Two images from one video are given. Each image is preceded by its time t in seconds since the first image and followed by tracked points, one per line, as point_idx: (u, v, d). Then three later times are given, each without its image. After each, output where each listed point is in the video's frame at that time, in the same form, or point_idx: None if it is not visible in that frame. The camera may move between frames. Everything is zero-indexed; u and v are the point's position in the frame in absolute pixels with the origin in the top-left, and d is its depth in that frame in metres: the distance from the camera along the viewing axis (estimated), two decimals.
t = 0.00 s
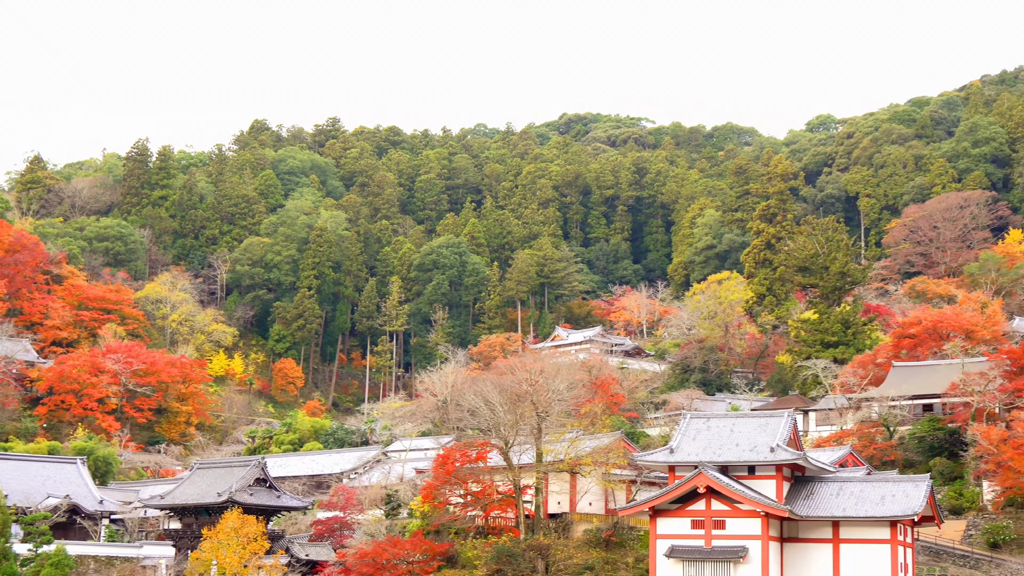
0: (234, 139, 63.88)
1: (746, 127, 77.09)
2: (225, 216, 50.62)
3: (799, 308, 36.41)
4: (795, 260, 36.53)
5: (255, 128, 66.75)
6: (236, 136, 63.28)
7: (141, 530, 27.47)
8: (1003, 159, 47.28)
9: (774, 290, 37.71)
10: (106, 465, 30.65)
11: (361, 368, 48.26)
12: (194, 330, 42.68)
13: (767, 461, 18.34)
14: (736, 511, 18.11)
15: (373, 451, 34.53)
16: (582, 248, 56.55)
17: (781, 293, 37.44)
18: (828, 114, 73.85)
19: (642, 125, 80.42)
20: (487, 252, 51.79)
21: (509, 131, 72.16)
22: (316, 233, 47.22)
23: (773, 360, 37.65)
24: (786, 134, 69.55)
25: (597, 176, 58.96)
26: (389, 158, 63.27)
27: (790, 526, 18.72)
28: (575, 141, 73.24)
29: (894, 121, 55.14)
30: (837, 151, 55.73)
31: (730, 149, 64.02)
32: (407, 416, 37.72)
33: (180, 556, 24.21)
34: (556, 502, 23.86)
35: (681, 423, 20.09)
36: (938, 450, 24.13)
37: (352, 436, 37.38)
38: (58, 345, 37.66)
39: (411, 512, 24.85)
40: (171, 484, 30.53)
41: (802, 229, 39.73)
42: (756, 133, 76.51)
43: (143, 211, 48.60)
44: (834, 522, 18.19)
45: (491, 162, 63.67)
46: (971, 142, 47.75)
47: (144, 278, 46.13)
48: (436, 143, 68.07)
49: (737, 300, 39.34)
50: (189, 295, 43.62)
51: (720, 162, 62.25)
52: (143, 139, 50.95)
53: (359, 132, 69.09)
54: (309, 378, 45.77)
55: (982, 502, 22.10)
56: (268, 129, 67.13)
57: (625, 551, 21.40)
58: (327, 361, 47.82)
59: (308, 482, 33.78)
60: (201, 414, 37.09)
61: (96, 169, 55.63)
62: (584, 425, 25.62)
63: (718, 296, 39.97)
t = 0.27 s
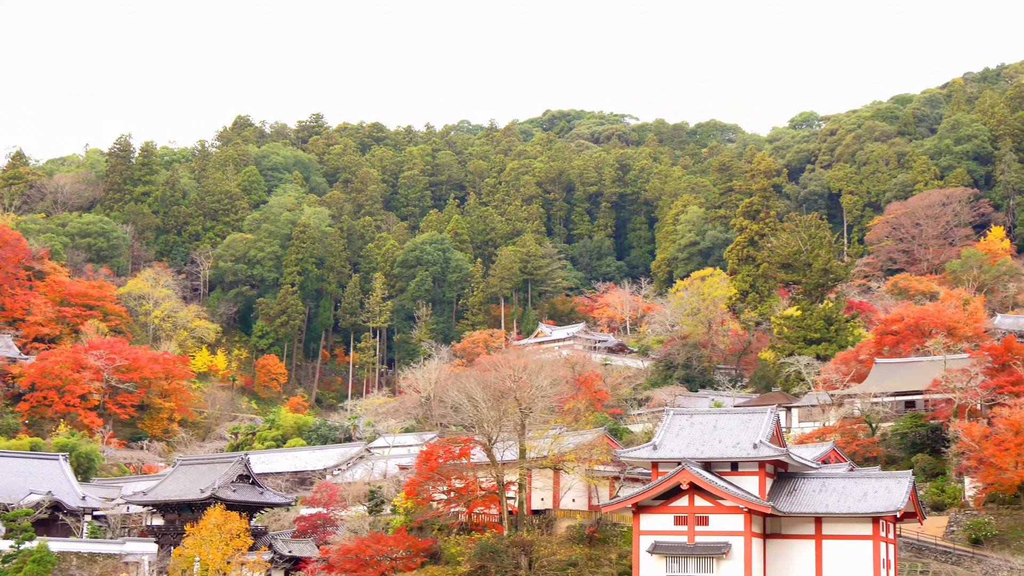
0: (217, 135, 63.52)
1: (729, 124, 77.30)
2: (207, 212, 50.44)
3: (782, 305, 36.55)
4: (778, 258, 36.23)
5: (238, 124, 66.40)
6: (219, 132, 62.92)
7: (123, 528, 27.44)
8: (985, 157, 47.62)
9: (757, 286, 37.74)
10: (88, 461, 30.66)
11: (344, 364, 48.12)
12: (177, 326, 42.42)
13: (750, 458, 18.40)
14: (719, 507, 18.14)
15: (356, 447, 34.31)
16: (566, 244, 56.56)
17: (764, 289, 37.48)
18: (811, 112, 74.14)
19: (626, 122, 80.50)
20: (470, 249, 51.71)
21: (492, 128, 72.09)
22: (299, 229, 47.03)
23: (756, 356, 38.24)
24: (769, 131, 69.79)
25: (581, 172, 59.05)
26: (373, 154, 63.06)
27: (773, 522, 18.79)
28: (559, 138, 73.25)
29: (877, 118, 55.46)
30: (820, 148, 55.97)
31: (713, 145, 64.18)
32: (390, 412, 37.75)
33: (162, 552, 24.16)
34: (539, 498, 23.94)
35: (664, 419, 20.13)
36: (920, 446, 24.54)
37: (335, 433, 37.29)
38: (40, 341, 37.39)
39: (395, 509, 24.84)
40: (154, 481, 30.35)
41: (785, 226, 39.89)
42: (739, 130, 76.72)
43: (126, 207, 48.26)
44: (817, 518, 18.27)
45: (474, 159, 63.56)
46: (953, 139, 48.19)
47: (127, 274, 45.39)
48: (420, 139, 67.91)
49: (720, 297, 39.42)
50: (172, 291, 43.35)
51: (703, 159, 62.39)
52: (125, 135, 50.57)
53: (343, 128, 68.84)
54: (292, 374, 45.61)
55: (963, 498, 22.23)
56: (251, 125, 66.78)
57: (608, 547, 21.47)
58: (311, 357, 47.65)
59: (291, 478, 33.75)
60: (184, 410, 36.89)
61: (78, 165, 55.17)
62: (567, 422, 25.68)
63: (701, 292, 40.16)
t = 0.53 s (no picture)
0: (200, 131, 63.19)
1: (713, 121, 77.50)
2: (190, 208, 50.12)
3: (765, 302, 36.69)
4: (761, 254, 36.26)
5: (221, 120, 66.05)
6: (202, 128, 62.58)
7: (105, 525, 27.19)
8: (967, 155, 47.97)
9: (741, 283, 38.45)
10: (70, 458, 30.30)
11: (327, 361, 47.98)
12: (159, 323, 42.18)
13: (732, 455, 18.47)
14: (702, 504, 18.18)
15: (339, 444, 34.23)
16: (549, 241, 56.58)
17: (747, 286, 38.14)
18: (794, 109, 74.45)
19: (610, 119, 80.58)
20: (454, 246, 51.64)
21: (476, 125, 72.01)
22: (282, 226, 46.86)
23: (739, 353, 37.95)
24: (752, 129, 70.02)
25: (564, 169, 59.16)
26: (356, 151, 62.87)
27: (756, 519, 18.86)
28: (542, 135, 73.24)
29: (859, 116, 55.81)
30: (803, 146, 56.20)
31: (697, 143, 64.33)
32: (374, 409, 38.04)
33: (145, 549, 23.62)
34: (523, 495, 24.07)
35: (648, 416, 20.17)
36: (902, 443, 24.51)
37: (318, 430, 37.25)
38: (22, 338, 37.09)
39: (378, 506, 24.83)
40: (136, 478, 30.17)
41: (768, 224, 40.06)
42: (723, 127, 76.95)
43: (108, 203, 47.95)
44: (799, 515, 18.35)
45: (458, 156, 63.46)
46: (936, 137, 48.58)
47: (109, 270, 45.39)
48: (404, 136, 67.76)
49: (704, 294, 39.56)
50: (155, 288, 43.08)
51: (686, 156, 62.55)
52: (107, 131, 50.23)
53: (326, 125, 68.59)
54: (275, 371, 45.44)
55: (945, 495, 22.37)
56: (235, 121, 66.45)
57: (592, 544, 21.52)
58: (294, 354, 47.48)
59: (274, 475, 33.55)
60: (167, 407, 36.65)
61: (60, 161, 54.75)
62: (551, 419, 25.74)
63: (685, 289, 39.97)
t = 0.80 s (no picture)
0: (182, 127, 62.80)
1: (695, 118, 77.71)
2: (173, 204, 49.83)
3: (747, 300, 36.82)
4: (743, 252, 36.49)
5: (204, 116, 65.66)
6: (184, 123, 62.19)
7: (85, 522, 27.01)
8: (948, 153, 48.29)
9: (723, 281, 38.40)
10: (51, 454, 30.08)
11: (309, 357, 47.82)
12: (141, 319, 41.89)
13: (714, 452, 18.54)
14: (683, 500, 18.26)
15: (321, 440, 34.13)
16: (532, 238, 56.57)
17: (729, 284, 38.14)
18: (776, 107, 74.72)
19: (593, 116, 80.66)
20: (436, 242, 51.54)
21: (459, 121, 71.91)
22: (265, 222, 46.63)
23: (721, 350, 37.54)
24: (734, 127, 70.26)
25: (547, 167, 59.28)
26: (339, 147, 62.63)
27: (736, 516, 18.96)
28: (525, 132, 73.22)
29: (842, 114, 56.10)
30: (785, 144, 56.42)
31: (679, 140, 64.47)
32: (356, 405, 37.93)
33: (125, 545, 23.91)
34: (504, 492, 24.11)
35: (629, 413, 20.20)
36: (882, 440, 24.87)
37: (300, 427, 37.28)
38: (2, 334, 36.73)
39: (359, 502, 24.78)
40: (117, 474, 29.98)
41: (750, 221, 40.21)
42: (705, 124, 77.17)
43: (89, 199, 47.59)
44: (780, 512, 18.44)
45: (441, 152, 63.33)
46: (917, 136, 48.88)
47: (91, 266, 44.99)
48: (387, 132, 67.57)
49: (686, 292, 39.77)
50: (137, 284, 42.78)
51: (669, 154, 62.70)
52: (89, 126, 49.82)
53: (309, 121, 68.30)
54: (257, 367, 45.24)
55: (925, 492, 22.50)
56: (217, 117, 66.07)
57: (572, 541, 21.57)
58: (275, 350, 47.27)
59: (255, 471, 33.35)
60: (148, 403, 36.33)
61: (40, 156, 54.29)
62: (532, 416, 25.72)
63: (667, 286, 40.38)
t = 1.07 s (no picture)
0: (165, 123, 62.44)
1: (679, 116, 77.90)
2: (156, 200, 49.55)
3: (730, 298, 36.93)
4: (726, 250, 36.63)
5: (186, 113, 65.28)
6: (167, 120, 61.82)
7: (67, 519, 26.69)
8: (931, 152, 48.59)
9: (706, 279, 38.20)
10: (33, 451, 29.99)
11: (292, 355, 47.65)
12: (123, 316, 41.61)
13: (697, 450, 18.57)
14: (666, 498, 18.29)
15: (303, 438, 34.19)
16: (515, 236, 56.56)
17: (712, 282, 37.96)
18: (760, 106, 74.99)
19: (577, 114, 80.74)
20: (420, 240, 51.44)
21: (443, 119, 71.81)
22: (248, 218, 46.39)
23: (704, 349, 38.04)
24: (718, 125, 70.46)
25: (531, 164, 59.27)
26: (323, 144, 62.40)
27: (719, 514, 19.00)
28: (509, 130, 73.21)
29: (824, 112, 56.37)
30: (768, 143, 56.62)
31: (663, 138, 64.60)
32: (339, 403, 37.64)
33: (107, 543, 23.82)
34: (487, 489, 23.95)
35: (612, 411, 20.21)
36: (865, 438, 25.02)
37: (283, 424, 37.01)
38: None
39: (342, 500, 24.67)
40: (99, 471, 29.79)
41: (734, 220, 40.32)
42: (689, 123, 77.37)
43: (72, 195, 47.28)
44: (763, 510, 18.51)
45: (425, 150, 63.22)
46: (899, 135, 49.16)
47: (73, 263, 44.59)
48: (370, 130, 67.40)
49: (669, 289, 39.54)
50: (119, 281, 42.50)
51: (653, 152, 62.82)
52: (71, 122, 49.45)
53: (292, 118, 68.01)
54: (239, 365, 45.04)
55: (907, 490, 22.71)
56: (200, 114, 65.71)
57: (556, 539, 21.61)
58: (258, 347, 47.05)
59: (238, 468, 33.11)
60: (130, 400, 36.08)
61: (22, 152, 53.86)
62: (515, 413, 25.69)
63: (650, 285, 40.11)
